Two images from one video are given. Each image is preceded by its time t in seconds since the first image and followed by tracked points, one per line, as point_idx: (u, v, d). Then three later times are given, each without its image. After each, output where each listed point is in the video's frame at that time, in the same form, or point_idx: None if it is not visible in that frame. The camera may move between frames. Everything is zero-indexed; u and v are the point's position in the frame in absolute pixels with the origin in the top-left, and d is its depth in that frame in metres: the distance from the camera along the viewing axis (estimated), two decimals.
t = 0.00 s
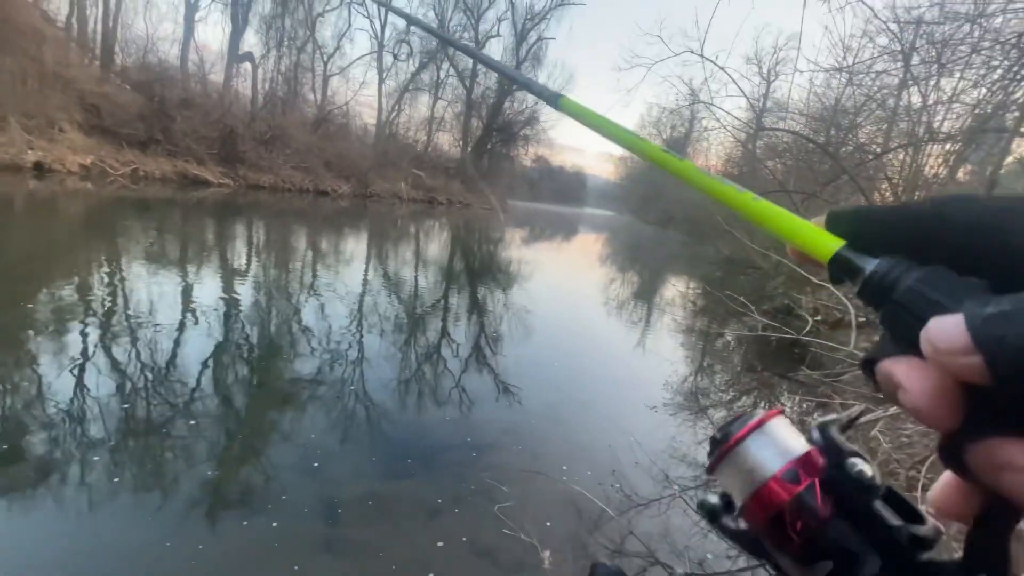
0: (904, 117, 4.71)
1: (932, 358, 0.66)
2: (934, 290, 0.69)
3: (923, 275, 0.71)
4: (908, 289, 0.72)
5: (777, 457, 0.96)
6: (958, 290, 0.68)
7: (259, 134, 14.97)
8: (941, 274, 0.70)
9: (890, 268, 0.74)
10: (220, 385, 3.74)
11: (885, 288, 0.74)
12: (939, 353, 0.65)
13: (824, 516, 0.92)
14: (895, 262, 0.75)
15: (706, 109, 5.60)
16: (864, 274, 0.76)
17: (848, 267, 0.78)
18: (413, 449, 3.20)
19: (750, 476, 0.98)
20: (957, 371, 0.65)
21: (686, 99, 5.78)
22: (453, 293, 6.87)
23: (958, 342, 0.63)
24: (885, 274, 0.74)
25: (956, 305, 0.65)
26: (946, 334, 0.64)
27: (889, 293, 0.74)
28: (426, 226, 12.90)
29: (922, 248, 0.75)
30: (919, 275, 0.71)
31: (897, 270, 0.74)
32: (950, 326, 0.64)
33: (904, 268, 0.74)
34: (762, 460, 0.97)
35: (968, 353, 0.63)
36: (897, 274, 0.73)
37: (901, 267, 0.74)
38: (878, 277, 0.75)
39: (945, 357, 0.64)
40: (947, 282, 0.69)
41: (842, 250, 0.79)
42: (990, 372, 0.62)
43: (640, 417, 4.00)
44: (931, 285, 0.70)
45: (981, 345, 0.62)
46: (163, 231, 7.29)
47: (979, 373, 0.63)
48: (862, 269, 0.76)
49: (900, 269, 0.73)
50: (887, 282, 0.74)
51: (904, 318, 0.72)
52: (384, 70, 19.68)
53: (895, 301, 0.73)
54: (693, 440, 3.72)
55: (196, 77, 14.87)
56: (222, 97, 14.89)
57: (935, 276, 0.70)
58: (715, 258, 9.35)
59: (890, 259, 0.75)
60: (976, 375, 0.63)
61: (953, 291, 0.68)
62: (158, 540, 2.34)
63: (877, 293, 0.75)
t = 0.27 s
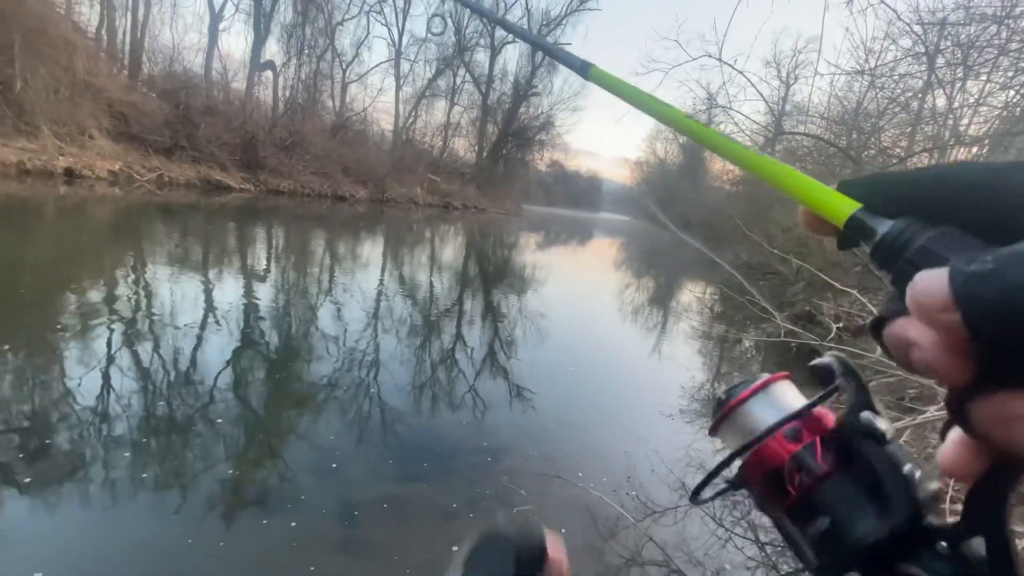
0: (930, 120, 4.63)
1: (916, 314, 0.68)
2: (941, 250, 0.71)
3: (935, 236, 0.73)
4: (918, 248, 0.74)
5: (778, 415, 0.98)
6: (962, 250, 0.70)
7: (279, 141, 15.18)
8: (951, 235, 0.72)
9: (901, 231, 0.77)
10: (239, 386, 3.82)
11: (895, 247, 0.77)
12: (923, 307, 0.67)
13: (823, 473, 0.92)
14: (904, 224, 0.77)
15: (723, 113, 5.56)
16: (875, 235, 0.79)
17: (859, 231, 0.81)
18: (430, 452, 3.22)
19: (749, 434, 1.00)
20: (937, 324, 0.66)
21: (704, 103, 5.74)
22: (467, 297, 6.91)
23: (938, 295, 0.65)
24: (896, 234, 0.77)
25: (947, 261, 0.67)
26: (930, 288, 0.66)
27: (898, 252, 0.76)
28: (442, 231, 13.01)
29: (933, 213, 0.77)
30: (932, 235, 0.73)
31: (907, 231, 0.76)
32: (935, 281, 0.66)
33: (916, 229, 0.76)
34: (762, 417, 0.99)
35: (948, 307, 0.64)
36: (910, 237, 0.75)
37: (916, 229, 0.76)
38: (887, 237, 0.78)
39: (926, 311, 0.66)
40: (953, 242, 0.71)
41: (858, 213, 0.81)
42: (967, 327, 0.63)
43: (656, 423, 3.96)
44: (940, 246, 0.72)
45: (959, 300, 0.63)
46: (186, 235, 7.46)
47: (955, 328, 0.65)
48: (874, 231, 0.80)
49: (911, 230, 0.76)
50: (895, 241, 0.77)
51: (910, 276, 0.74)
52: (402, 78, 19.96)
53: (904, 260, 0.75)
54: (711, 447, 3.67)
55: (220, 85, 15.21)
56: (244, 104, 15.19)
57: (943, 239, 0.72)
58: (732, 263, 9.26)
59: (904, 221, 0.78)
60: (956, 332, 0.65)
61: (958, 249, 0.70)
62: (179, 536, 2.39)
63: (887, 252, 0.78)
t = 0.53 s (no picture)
0: (939, 125, 4.62)
1: (915, 376, 0.65)
2: (937, 283, 0.69)
3: (931, 269, 0.71)
4: (915, 281, 0.71)
5: (776, 452, 0.98)
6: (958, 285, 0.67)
7: (288, 145, 15.31)
8: (949, 267, 0.70)
9: (898, 262, 0.75)
10: (246, 389, 3.84)
11: (890, 281, 0.75)
12: (922, 372, 0.64)
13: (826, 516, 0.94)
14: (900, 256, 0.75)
15: (730, 117, 5.54)
16: (873, 266, 0.77)
17: (853, 262, 0.79)
18: (438, 456, 3.23)
19: (746, 472, 0.99)
20: (938, 389, 0.63)
21: (710, 108, 5.74)
22: (474, 301, 6.94)
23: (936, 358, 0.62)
24: (892, 266, 0.75)
25: (942, 316, 0.63)
26: (925, 351, 0.63)
27: (896, 285, 0.74)
28: (449, 235, 13.09)
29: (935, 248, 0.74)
30: (928, 268, 0.71)
31: (903, 263, 0.74)
32: (930, 343, 0.62)
33: (913, 261, 0.73)
34: (760, 454, 0.99)
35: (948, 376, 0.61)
36: (907, 270, 0.73)
37: (912, 262, 0.73)
38: (882, 269, 0.76)
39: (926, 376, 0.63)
40: (950, 275, 0.68)
41: (855, 244, 0.79)
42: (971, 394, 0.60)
43: (663, 429, 3.93)
44: (939, 278, 0.69)
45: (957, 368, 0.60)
46: (196, 239, 7.56)
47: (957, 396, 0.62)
48: (871, 262, 0.77)
49: (906, 262, 0.74)
50: (890, 274, 0.75)
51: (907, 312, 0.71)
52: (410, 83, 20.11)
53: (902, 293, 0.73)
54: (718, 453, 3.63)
55: (230, 91, 15.39)
56: (254, 109, 15.33)
57: (941, 270, 0.70)
58: (740, 267, 9.23)
59: (902, 251, 0.76)
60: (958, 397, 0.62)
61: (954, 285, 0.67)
62: (186, 539, 2.40)
63: (884, 284, 0.76)
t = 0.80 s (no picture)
0: (944, 129, 4.62)
1: (875, 436, 0.75)
2: (906, 374, 0.76)
3: (900, 363, 0.78)
4: (885, 372, 0.78)
5: (795, 536, 1.09)
6: (922, 377, 0.74)
7: (293, 150, 15.38)
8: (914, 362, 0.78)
9: (871, 354, 0.83)
10: (250, 392, 3.85)
11: (865, 370, 0.83)
12: (879, 431, 0.74)
13: None
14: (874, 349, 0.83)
15: (732, 121, 5.55)
16: (850, 357, 0.85)
17: (833, 353, 0.87)
18: (441, 461, 3.22)
19: (768, 555, 1.11)
20: (890, 447, 0.73)
21: (713, 113, 5.74)
22: (476, 305, 6.94)
23: (888, 421, 0.72)
24: (866, 357, 0.83)
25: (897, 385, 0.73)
26: (884, 418, 0.73)
27: (871, 374, 0.81)
28: (452, 239, 13.12)
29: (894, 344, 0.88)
30: (896, 362, 0.78)
31: (876, 356, 0.82)
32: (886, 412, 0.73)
33: (884, 355, 0.81)
34: (782, 539, 1.10)
35: (896, 433, 0.71)
36: (876, 361, 0.81)
37: (882, 355, 0.81)
38: (858, 361, 0.83)
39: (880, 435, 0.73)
40: (917, 369, 0.76)
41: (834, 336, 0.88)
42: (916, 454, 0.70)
43: (666, 434, 3.91)
44: (901, 370, 0.77)
45: (904, 428, 0.70)
46: (200, 243, 7.60)
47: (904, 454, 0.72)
48: (848, 353, 0.85)
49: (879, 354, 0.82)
50: (865, 365, 0.82)
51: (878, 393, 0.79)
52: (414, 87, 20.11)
53: (874, 383, 0.80)
54: (722, 459, 3.61)
55: (235, 97, 15.51)
56: (259, 114, 15.43)
57: (907, 364, 0.78)
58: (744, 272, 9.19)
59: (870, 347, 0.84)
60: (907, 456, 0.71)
61: (918, 376, 0.75)
62: (189, 542, 2.40)
63: (861, 374, 0.83)
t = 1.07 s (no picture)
0: (951, 129, 4.50)
1: (858, 552, 0.84)
2: (883, 481, 0.90)
3: (876, 469, 0.92)
4: (866, 477, 0.92)
5: None
6: (898, 484, 0.89)
7: (297, 151, 15.44)
8: (887, 467, 0.93)
9: (847, 456, 0.98)
10: (254, 393, 3.87)
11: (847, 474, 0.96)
12: (866, 547, 0.82)
13: None
14: (851, 449, 0.99)
15: (736, 123, 5.54)
16: (831, 459, 1.00)
17: (818, 453, 1.03)
18: (443, 462, 3.22)
19: None
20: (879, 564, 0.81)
21: (716, 114, 5.74)
22: (480, 306, 6.94)
23: (879, 539, 0.82)
24: (846, 460, 0.97)
25: (881, 503, 0.86)
26: (872, 528, 0.83)
27: (852, 477, 0.95)
28: (455, 240, 13.13)
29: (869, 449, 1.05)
30: (874, 466, 0.93)
31: (854, 457, 0.97)
32: (872, 521, 0.83)
33: (861, 458, 0.96)
34: None
35: (884, 553, 0.81)
36: (854, 463, 0.96)
37: (858, 459, 0.96)
38: (840, 460, 0.98)
39: (868, 552, 0.82)
40: (891, 475, 0.91)
41: (814, 436, 1.06)
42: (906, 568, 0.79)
43: (669, 436, 3.90)
44: (882, 477, 0.91)
45: (894, 544, 0.80)
46: (205, 244, 7.64)
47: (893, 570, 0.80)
48: (830, 454, 1.01)
49: (857, 457, 0.96)
50: (847, 469, 0.96)
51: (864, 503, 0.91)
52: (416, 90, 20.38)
53: (855, 485, 0.94)
54: (726, 461, 3.59)
55: (240, 98, 15.60)
56: (264, 115, 15.50)
57: (884, 470, 0.92)
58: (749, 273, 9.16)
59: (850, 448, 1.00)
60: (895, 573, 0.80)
61: (892, 483, 0.89)
62: (191, 542, 2.40)
63: (841, 475, 0.97)
